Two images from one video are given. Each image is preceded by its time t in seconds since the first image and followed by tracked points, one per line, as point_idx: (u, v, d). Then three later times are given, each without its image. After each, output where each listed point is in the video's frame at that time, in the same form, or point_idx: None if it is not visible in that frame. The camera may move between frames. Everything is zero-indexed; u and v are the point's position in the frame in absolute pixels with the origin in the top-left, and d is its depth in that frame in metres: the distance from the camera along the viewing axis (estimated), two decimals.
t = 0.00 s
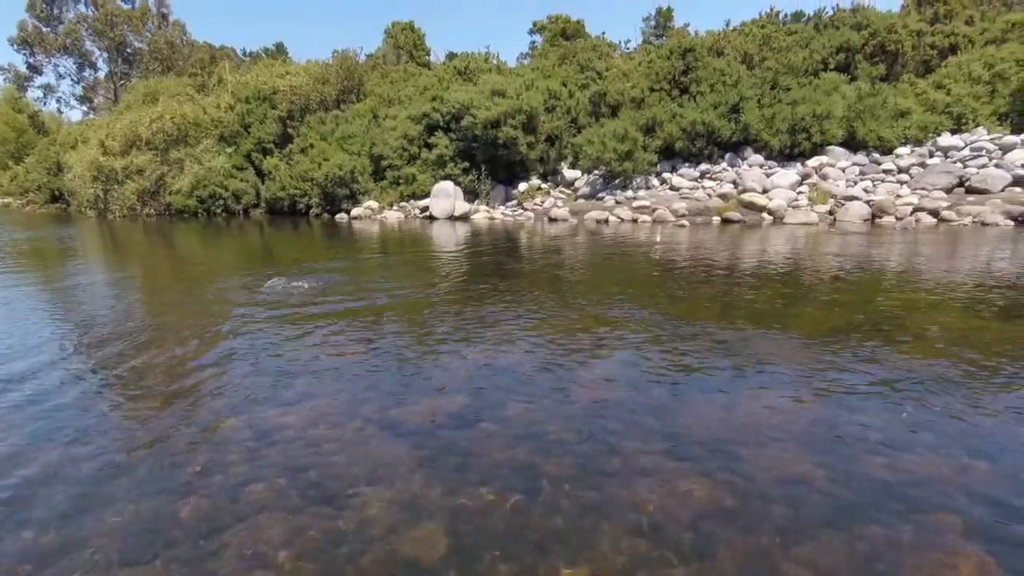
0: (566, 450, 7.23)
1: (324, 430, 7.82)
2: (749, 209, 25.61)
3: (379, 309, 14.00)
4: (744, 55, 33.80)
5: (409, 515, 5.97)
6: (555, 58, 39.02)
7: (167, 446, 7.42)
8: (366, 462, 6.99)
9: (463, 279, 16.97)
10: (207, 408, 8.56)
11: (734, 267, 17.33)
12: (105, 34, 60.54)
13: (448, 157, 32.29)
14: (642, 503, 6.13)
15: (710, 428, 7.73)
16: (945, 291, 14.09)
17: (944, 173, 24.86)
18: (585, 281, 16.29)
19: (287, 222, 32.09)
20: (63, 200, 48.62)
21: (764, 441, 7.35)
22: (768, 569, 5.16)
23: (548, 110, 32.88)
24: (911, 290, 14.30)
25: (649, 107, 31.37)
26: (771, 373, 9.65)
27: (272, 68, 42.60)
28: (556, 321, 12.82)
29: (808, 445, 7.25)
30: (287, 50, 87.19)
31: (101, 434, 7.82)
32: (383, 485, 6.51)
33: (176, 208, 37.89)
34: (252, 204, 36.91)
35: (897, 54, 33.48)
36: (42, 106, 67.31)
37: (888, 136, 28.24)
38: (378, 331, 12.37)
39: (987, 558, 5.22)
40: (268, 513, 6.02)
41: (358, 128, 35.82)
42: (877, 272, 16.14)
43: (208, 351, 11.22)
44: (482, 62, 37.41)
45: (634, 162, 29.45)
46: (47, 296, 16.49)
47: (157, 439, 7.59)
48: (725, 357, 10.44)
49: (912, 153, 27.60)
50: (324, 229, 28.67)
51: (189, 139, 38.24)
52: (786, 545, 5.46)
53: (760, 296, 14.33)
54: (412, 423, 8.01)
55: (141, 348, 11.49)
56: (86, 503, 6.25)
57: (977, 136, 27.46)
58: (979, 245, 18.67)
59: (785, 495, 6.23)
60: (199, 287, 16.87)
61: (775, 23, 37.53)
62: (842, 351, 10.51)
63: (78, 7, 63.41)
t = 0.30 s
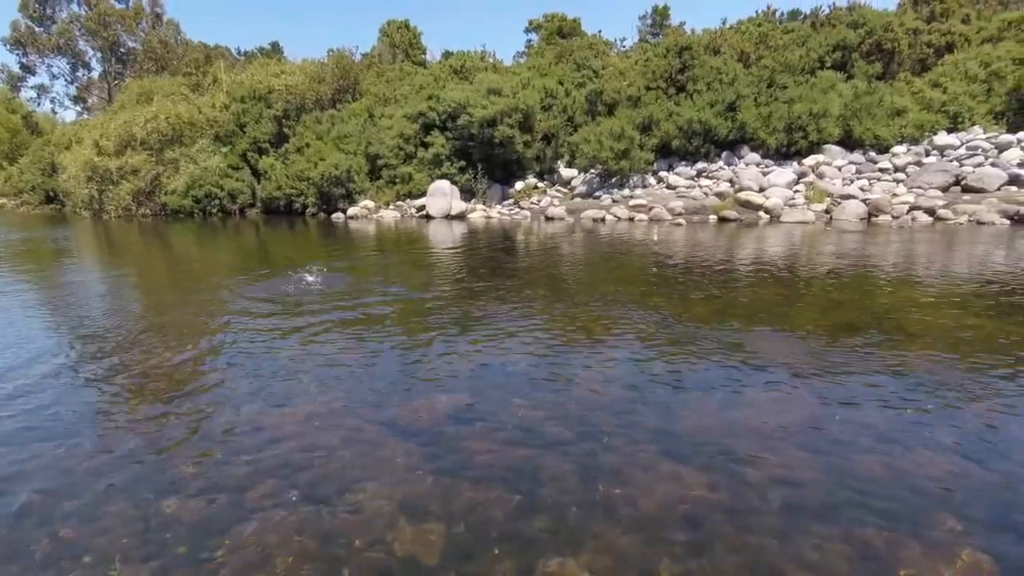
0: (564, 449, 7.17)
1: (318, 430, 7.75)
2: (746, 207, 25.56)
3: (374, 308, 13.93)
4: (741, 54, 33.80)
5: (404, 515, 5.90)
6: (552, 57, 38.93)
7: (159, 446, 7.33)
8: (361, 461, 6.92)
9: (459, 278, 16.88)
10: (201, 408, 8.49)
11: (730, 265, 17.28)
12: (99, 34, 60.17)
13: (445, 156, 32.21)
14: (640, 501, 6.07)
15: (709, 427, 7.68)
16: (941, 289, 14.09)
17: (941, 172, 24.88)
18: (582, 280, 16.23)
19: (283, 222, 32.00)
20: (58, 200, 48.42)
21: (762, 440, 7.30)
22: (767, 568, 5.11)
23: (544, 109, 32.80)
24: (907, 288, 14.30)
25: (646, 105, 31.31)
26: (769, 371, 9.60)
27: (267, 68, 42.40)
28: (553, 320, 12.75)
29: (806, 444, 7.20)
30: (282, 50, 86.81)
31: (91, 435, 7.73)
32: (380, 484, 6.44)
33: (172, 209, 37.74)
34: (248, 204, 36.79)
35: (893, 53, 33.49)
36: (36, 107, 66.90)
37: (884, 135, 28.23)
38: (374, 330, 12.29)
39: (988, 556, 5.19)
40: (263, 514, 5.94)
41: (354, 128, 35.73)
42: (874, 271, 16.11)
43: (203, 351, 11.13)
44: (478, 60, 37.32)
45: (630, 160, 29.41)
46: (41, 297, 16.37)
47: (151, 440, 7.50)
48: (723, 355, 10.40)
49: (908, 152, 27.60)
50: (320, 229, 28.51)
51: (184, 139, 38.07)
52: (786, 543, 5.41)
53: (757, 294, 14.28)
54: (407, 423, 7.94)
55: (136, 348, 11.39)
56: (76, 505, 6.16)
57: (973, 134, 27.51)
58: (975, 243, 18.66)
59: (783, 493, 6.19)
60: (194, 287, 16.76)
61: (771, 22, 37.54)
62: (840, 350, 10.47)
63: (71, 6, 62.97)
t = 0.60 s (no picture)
0: (561, 448, 7.24)
1: (317, 428, 7.80)
2: (743, 207, 25.62)
3: (374, 308, 13.92)
4: (738, 54, 33.93)
5: (404, 513, 5.96)
6: (550, 55, 38.93)
7: (159, 445, 7.38)
8: (361, 460, 6.98)
9: (457, 277, 16.89)
10: (201, 406, 8.54)
11: (727, 265, 17.35)
12: (95, 31, 59.88)
13: (443, 155, 32.24)
14: (636, 500, 6.13)
15: (704, 426, 7.75)
16: (936, 287, 14.22)
17: (936, 171, 24.99)
18: (579, 279, 16.30)
19: (280, 220, 31.98)
20: (54, 198, 48.43)
21: (757, 438, 7.38)
22: (758, 566, 5.18)
23: (542, 108, 32.81)
24: (903, 287, 14.42)
25: (643, 104, 31.35)
26: (765, 369, 9.68)
27: (264, 66, 42.30)
28: (552, 319, 12.78)
29: (801, 442, 7.28)
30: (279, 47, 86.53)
31: (88, 434, 7.77)
32: (376, 484, 6.48)
33: (169, 207, 37.69)
34: (245, 202, 36.75)
35: (889, 52, 33.60)
36: (32, 104, 66.60)
37: (880, 134, 28.28)
38: (373, 329, 12.33)
39: (980, 555, 5.25)
40: (260, 515, 5.97)
41: (351, 126, 35.68)
42: (870, 269, 16.21)
43: (202, 350, 11.16)
44: (476, 59, 37.29)
45: (628, 159, 29.45)
46: (38, 295, 16.42)
47: (148, 439, 7.54)
48: (720, 353, 10.48)
49: (905, 151, 27.70)
50: (317, 227, 28.46)
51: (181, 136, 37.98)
52: (779, 543, 5.47)
53: (754, 293, 14.35)
54: (405, 421, 7.99)
55: (133, 347, 11.42)
56: (76, 504, 6.20)
57: (968, 133, 27.66)
58: (970, 242, 18.78)
59: (778, 491, 6.26)
60: (192, 286, 16.77)
61: (769, 21, 37.65)
62: (836, 348, 10.54)
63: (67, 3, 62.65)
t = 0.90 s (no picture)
0: (558, 444, 7.17)
1: (314, 428, 7.71)
2: (740, 203, 25.60)
3: (370, 307, 13.82)
4: (733, 50, 33.91)
5: (397, 512, 5.88)
6: (545, 53, 38.82)
7: (150, 446, 7.29)
8: (354, 459, 6.89)
9: (454, 275, 16.79)
10: (194, 407, 8.44)
11: (725, 261, 17.32)
12: (87, 32, 59.50)
13: (438, 153, 32.13)
14: (633, 496, 6.06)
15: (704, 421, 7.68)
16: (932, 282, 14.25)
17: (931, 166, 25.05)
18: (577, 276, 16.24)
19: (276, 221, 31.83)
20: (47, 201, 48.53)
21: (754, 433, 7.32)
22: (761, 562, 5.11)
23: (538, 105, 32.77)
24: (899, 281, 14.45)
25: (639, 101, 31.26)
26: (762, 364, 9.64)
27: (258, 66, 42.10)
28: (550, 316, 12.72)
29: (799, 437, 7.23)
30: (273, 47, 86.25)
31: (81, 436, 7.66)
32: (374, 483, 6.39)
33: (163, 208, 37.51)
34: (240, 203, 36.59)
35: (884, 48, 33.60)
36: (24, 106, 66.18)
37: (876, 130, 28.28)
38: (368, 327, 12.24)
39: (986, 548, 5.20)
40: (256, 514, 5.88)
41: (346, 126, 35.53)
42: (868, 264, 16.21)
43: (195, 351, 11.07)
44: (471, 57, 37.16)
45: (624, 156, 29.33)
46: (31, 298, 16.26)
47: (142, 441, 7.43)
48: (717, 349, 10.43)
49: (900, 146, 27.68)
50: (313, 227, 28.34)
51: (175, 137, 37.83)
52: (782, 538, 5.41)
53: (752, 289, 14.32)
54: (400, 420, 7.91)
55: (129, 349, 11.31)
56: (66, 506, 6.10)
57: (963, 129, 27.74)
58: (966, 237, 18.80)
59: (776, 487, 6.20)
60: (186, 287, 16.62)
61: (763, 17, 37.64)
62: (835, 343, 10.50)
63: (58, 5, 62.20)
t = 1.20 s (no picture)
0: (559, 442, 7.21)
1: (315, 431, 7.75)
2: (735, 194, 25.68)
3: (369, 308, 13.83)
4: (724, 41, 33.98)
5: (401, 514, 5.92)
6: (537, 49, 38.67)
7: (152, 455, 7.31)
8: (357, 462, 6.93)
9: (452, 275, 16.80)
10: (196, 413, 8.46)
11: (721, 253, 17.37)
12: (76, 39, 59.20)
13: (433, 152, 32.07)
14: (636, 491, 6.12)
15: (703, 414, 7.75)
16: (927, 268, 14.35)
17: (924, 153, 25.16)
18: (574, 272, 16.27)
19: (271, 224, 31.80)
20: (41, 210, 48.48)
21: (755, 425, 7.37)
22: (761, 552, 5.19)
23: (530, 102, 32.81)
24: (895, 268, 14.56)
25: (632, 95, 31.26)
26: (761, 355, 9.69)
27: (249, 69, 41.95)
28: (549, 313, 12.76)
29: (798, 427, 7.29)
30: (263, 49, 85.81)
31: (83, 445, 7.69)
32: (376, 485, 6.44)
33: (158, 214, 37.45)
34: (235, 207, 36.54)
35: (875, 36, 33.68)
36: (15, 115, 65.79)
37: (869, 118, 28.35)
38: (368, 329, 12.28)
39: (981, 533, 5.28)
40: (259, 519, 5.92)
41: (340, 127, 35.47)
42: (863, 252, 16.27)
43: (194, 357, 11.09)
44: (462, 55, 37.06)
45: (618, 151, 29.35)
46: (28, 307, 16.28)
47: (143, 449, 7.46)
48: (715, 341, 10.50)
49: (893, 133, 27.78)
50: (309, 230, 28.31)
51: (168, 143, 37.74)
52: (781, 528, 5.48)
53: (749, 280, 14.38)
54: (402, 421, 7.95)
55: (127, 356, 11.33)
56: (70, 516, 6.14)
57: (955, 115, 27.81)
58: (960, 222, 18.88)
59: (776, 478, 6.26)
60: (184, 293, 16.65)
61: (754, 8, 37.69)
62: (832, 332, 10.57)
63: (46, 12, 61.79)
